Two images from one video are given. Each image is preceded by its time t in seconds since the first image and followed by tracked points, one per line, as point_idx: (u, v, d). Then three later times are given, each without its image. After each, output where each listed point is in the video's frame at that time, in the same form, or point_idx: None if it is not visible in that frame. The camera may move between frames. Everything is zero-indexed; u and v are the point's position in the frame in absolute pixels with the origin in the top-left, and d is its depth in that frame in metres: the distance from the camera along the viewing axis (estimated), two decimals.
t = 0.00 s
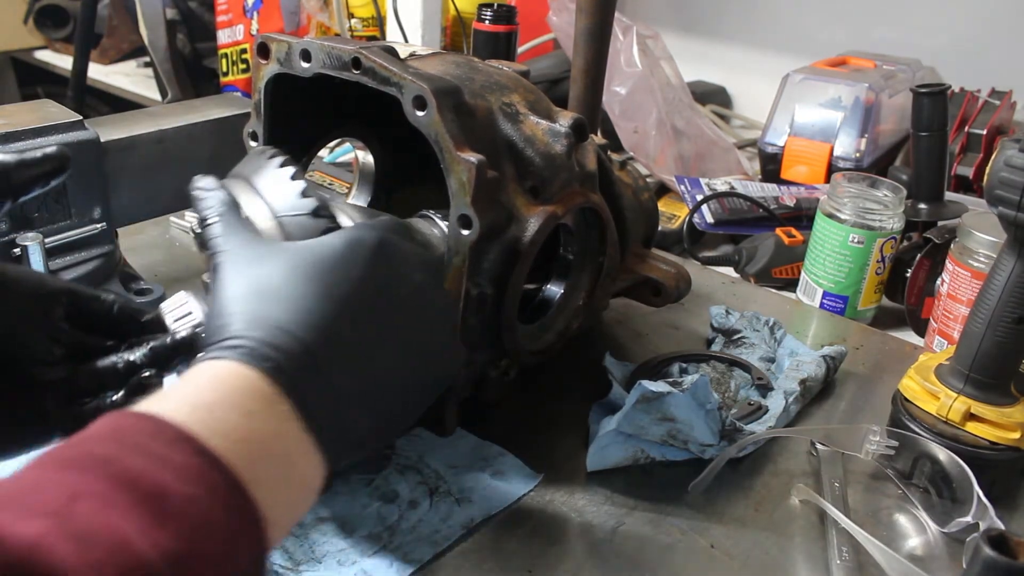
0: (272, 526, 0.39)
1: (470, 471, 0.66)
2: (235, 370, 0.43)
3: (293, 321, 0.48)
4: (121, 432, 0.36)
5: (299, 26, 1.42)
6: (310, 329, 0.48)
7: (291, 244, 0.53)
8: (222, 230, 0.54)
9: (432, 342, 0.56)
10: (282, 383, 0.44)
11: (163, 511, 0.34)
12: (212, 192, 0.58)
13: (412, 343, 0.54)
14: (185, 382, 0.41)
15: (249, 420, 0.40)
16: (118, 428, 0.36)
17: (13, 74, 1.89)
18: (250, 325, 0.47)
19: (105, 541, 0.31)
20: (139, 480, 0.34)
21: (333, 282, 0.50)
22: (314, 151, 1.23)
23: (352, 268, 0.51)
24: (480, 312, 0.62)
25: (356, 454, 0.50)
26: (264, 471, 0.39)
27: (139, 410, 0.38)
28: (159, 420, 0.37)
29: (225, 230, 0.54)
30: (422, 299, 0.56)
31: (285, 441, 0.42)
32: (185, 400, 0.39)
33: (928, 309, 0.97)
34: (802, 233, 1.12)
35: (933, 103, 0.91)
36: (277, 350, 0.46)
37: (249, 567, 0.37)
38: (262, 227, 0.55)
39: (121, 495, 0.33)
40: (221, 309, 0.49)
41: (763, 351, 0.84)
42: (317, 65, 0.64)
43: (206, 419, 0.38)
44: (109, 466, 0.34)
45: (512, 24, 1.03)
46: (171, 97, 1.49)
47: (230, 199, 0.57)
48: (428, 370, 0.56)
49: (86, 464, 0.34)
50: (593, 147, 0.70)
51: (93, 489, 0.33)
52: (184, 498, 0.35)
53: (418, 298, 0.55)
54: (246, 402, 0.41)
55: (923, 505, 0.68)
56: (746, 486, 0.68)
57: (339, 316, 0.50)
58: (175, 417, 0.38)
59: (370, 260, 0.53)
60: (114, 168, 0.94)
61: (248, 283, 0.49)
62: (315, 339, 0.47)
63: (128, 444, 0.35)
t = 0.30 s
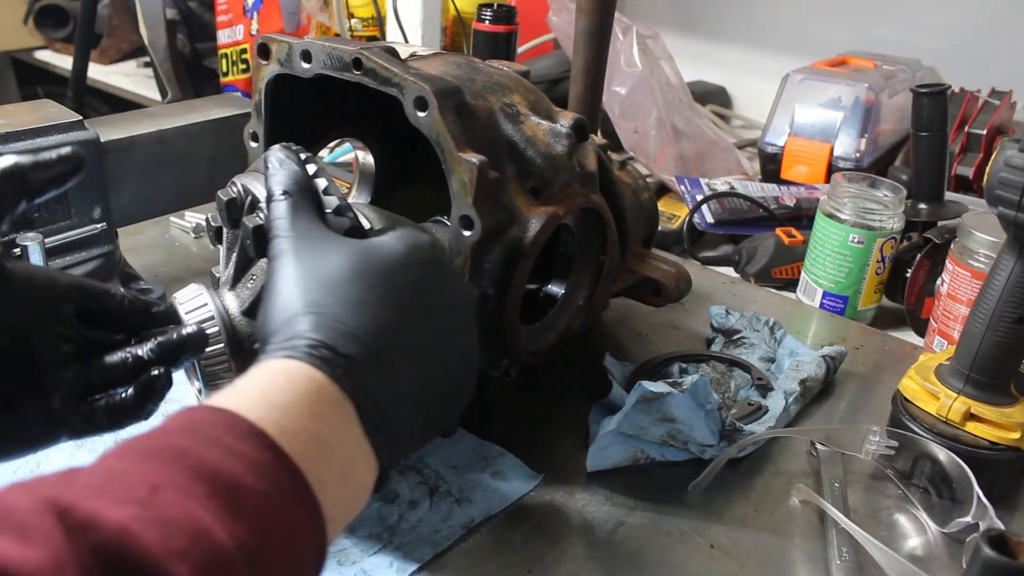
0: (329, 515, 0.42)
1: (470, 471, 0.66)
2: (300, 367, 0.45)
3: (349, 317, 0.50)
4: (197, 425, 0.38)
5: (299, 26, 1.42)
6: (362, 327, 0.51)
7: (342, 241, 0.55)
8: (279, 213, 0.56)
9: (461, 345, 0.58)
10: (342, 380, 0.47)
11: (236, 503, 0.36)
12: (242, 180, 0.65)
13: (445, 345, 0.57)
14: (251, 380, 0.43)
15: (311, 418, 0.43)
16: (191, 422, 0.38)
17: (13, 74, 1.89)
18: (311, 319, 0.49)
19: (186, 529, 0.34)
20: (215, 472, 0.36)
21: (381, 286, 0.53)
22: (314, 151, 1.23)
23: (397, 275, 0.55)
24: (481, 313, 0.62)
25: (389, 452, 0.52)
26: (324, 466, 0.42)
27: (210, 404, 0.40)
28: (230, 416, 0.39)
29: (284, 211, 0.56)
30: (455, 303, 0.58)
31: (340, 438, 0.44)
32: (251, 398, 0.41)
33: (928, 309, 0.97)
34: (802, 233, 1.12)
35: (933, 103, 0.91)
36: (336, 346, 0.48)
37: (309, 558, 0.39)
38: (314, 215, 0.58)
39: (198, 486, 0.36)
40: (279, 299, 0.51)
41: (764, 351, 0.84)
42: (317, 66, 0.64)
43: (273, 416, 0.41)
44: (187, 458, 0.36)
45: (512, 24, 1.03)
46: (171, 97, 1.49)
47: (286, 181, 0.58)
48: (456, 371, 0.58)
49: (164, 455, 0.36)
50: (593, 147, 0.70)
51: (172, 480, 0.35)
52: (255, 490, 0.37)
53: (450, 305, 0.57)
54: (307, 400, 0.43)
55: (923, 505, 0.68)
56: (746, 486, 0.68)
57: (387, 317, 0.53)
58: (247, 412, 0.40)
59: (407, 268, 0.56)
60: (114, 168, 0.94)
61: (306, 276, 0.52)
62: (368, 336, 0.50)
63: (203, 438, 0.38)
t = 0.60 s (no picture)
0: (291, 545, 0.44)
1: (471, 471, 0.66)
2: (271, 392, 0.47)
3: (327, 336, 0.51)
4: (182, 459, 0.40)
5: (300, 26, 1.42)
6: (339, 348, 0.51)
7: (336, 250, 0.55)
8: (280, 215, 0.56)
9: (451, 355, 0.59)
10: (313, 404, 0.48)
11: (217, 538, 0.38)
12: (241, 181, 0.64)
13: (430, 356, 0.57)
14: (230, 403, 0.45)
15: (287, 449, 0.45)
16: (175, 452, 0.40)
17: (13, 73, 1.89)
18: (287, 338, 0.50)
19: (181, 565, 0.35)
20: (200, 508, 0.38)
21: (367, 302, 0.54)
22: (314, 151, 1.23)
23: (385, 290, 0.55)
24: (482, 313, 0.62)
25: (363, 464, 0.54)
26: (293, 495, 0.44)
27: (191, 431, 0.42)
28: (212, 447, 0.41)
29: (284, 213, 0.56)
30: (448, 313, 0.58)
31: (311, 466, 0.46)
32: (232, 424, 0.43)
33: (928, 309, 0.97)
34: (802, 233, 1.12)
35: (933, 103, 0.91)
36: (311, 371, 0.49)
37: None
38: (313, 218, 0.57)
39: (185, 521, 0.37)
40: (263, 311, 0.52)
41: (764, 351, 0.84)
42: (318, 66, 0.64)
43: (253, 445, 0.43)
44: (174, 493, 0.38)
45: (512, 24, 1.03)
46: (171, 97, 1.50)
47: (288, 181, 0.58)
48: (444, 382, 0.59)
49: (153, 489, 0.38)
50: (593, 147, 0.70)
51: (163, 515, 0.37)
52: (234, 525, 0.39)
53: (441, 318, 0.58)
54: (285, 427, 0.46)
55: (924, 505, 0.68)
56: (746, 486, 0.68)
57: (368, 336, 0.53)
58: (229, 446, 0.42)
59: (398, 281, 0.56)
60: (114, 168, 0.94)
61: (294, 288, 0.52)
62: (342, 359, 0.51)
63: (186, 471, 0.39)
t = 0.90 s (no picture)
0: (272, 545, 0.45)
1: (462, 470, 0.66)
2: (260, 383, 0.48)
3: (321, 327, 0.52)
4: (167, 460, 0.40)
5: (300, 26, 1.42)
6: (332, 340, 0.52)
7: (343, 239, 0.56)
8: (294, 198, 0.58)
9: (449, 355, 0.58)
10: (299, 396, 0.49)
11: (198, 544, 0.38)
12: (251, 173, 0.64)
13: (428, 354, 0.57)
14: (218, 399, 0.45)
15: (272, 449, 0.45)
16: (161, 453, 0.40)
17: (13, 73, 1.89)
18: (282, 326, 0.51)
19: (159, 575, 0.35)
20: (181, 513, 0.38)
21: (366, 294, 0.54)
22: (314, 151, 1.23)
23: (384, 282, 0.55)
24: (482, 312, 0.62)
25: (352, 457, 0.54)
26: (276, 497, 0.44)
27: (177, 429, 0.42)
28: (198, 448, 0.41)
29: (298, 197, 0.58)
30: (447, 311, 0.58)
31: (298, 468, 0.46)
32: (220, 424, 0.43)
33: (929, 309, 0.97)
34: (802, 232, 1.12)
35: (933, 103, 0.91)
36: (301, 363, 0.50)
37: None
38: (327, 204, 0.58)
39: (166, 527, 0.37)
40: (263, 296, 0.53)
41: (764, 351, 0.84)
42: (319, 65, 0.64)
43: (239, 446, 0.43)
44: (158, 497, 0.38)
45: (512, 24, 1.03)
46: (171, 97, 1.50)
47: (306, 165, 0.59)
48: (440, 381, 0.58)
49: (136, 493, 0.38)
50: (593, 147, 0.70)
51: (145, 521, 0.37)
52: (215, 530, 0.39)
53: (439, 313, 0.57)
54: (272, 428, 0.46)
55: (924, 505, 0.68)
56: (746, 486, 0.68)
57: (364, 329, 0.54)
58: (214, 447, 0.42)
59: (399, 275, 0.56)
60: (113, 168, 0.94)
61: (295, 276, 0.53)
62: (334, 351, 0.52)
63: (171, 474, 0.39)
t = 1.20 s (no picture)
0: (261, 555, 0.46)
1: (459, 465, 0.66)
2: (253, 398, 0.48)
3: (322, 341, 0.52)
4: (152, 483, 0.41)
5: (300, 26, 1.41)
6: (332, 355, 0.52)
7: (353, 249, 0.55)
8: (313, 199, 0.56)
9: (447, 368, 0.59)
10: (292, 410, 0.49)
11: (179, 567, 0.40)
12: (259, 166, 0.65)
13: (425, 368, 0.57)
14: (210, 413, 0.46)
15: (263, 465, 0.46)
16: (148, 473, 0.41)
17: (14, 73, 1.89)
18: (282, 338, 0.52)
19: None
20: (162, 538, 0.39)
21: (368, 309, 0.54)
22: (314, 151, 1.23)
23: (382, 292, 0.55)
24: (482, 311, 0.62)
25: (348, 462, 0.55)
26: (263, 514, 0.45)
27: (166, 449, 0.43)
28: (183, 470, 0.42)
29: (315, 200, 0.56)
30: (446, 324, 0.58)
31: (287, 485, 0.47)
32: (208, 442, 0.44)
33: (928, 309, 0.97)
34: (802, 232, 1.12)
35: (933, 103, 0.91)
36: (297, 379, 0.50)
37: None
38: (347, 206, 0.56)
39: (147, 553, 0.38)
40: (268, 304, 0.53)
41: (763, 352, 0.84)
42: (319, 65, 0.64)
43: (225, 465, 0.44)
44: (139, 523, 0.39)
45: (512, 24, 1.03)
46: (171, 97, 1.50)
47: (331, 163, 0.56)
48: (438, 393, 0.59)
49: (118, 518, 0.39)
50: (593, 146, 0.70)
51: (125, 546, 0.38)
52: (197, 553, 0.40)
53: (437, 319, 0.57)
54: (262, 445, 0.46)
55: (924, 505, 0.68)
56: (746, 485, 0.68)
57: (364, 344, 0.54)
58: (201, 466, 0.43)
59: (402, 291, 0.56)
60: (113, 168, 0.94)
61: (299, 287, 0.53)
62: (333, 366, 0.52)
63: (155, 497, 0.41)
